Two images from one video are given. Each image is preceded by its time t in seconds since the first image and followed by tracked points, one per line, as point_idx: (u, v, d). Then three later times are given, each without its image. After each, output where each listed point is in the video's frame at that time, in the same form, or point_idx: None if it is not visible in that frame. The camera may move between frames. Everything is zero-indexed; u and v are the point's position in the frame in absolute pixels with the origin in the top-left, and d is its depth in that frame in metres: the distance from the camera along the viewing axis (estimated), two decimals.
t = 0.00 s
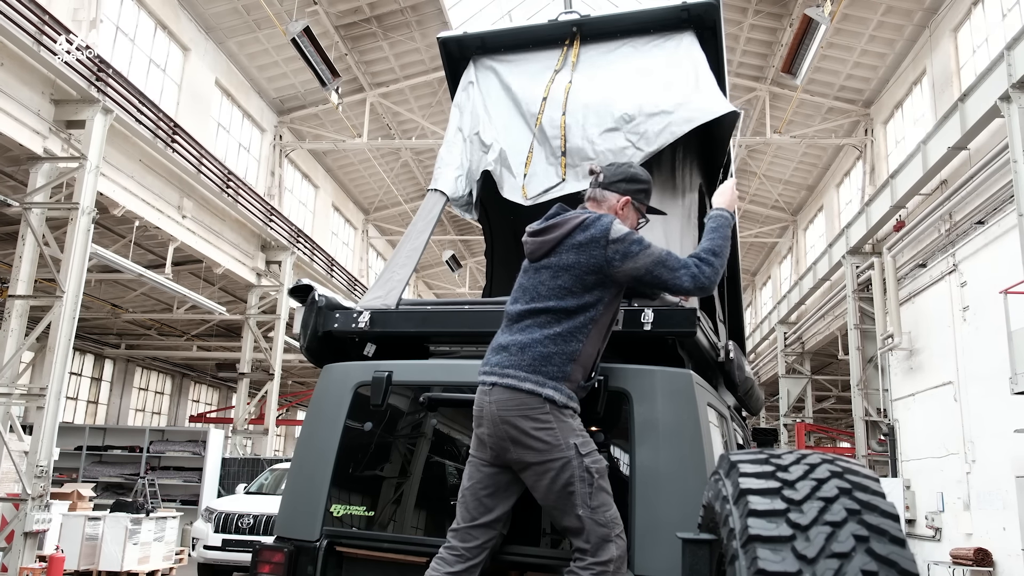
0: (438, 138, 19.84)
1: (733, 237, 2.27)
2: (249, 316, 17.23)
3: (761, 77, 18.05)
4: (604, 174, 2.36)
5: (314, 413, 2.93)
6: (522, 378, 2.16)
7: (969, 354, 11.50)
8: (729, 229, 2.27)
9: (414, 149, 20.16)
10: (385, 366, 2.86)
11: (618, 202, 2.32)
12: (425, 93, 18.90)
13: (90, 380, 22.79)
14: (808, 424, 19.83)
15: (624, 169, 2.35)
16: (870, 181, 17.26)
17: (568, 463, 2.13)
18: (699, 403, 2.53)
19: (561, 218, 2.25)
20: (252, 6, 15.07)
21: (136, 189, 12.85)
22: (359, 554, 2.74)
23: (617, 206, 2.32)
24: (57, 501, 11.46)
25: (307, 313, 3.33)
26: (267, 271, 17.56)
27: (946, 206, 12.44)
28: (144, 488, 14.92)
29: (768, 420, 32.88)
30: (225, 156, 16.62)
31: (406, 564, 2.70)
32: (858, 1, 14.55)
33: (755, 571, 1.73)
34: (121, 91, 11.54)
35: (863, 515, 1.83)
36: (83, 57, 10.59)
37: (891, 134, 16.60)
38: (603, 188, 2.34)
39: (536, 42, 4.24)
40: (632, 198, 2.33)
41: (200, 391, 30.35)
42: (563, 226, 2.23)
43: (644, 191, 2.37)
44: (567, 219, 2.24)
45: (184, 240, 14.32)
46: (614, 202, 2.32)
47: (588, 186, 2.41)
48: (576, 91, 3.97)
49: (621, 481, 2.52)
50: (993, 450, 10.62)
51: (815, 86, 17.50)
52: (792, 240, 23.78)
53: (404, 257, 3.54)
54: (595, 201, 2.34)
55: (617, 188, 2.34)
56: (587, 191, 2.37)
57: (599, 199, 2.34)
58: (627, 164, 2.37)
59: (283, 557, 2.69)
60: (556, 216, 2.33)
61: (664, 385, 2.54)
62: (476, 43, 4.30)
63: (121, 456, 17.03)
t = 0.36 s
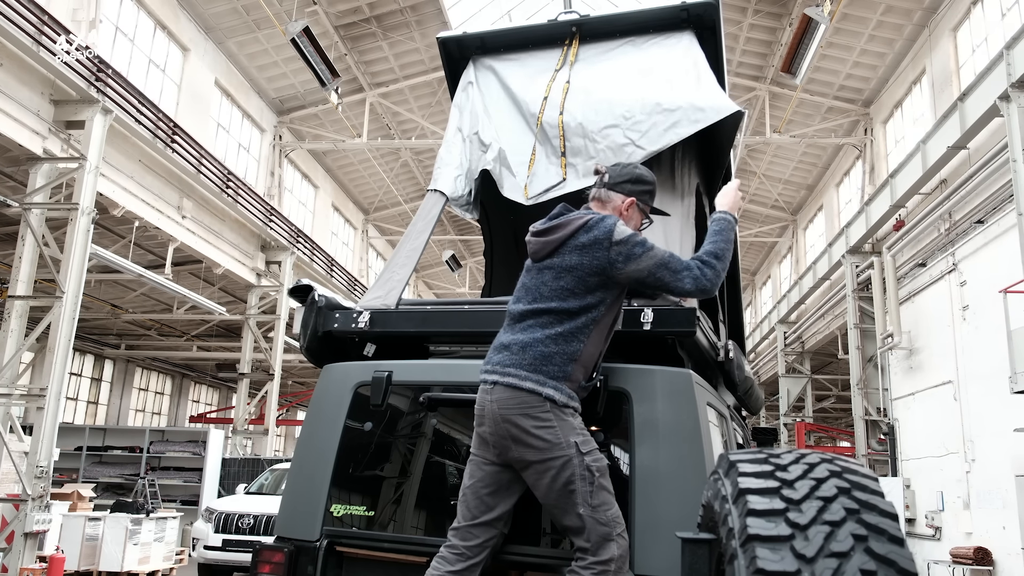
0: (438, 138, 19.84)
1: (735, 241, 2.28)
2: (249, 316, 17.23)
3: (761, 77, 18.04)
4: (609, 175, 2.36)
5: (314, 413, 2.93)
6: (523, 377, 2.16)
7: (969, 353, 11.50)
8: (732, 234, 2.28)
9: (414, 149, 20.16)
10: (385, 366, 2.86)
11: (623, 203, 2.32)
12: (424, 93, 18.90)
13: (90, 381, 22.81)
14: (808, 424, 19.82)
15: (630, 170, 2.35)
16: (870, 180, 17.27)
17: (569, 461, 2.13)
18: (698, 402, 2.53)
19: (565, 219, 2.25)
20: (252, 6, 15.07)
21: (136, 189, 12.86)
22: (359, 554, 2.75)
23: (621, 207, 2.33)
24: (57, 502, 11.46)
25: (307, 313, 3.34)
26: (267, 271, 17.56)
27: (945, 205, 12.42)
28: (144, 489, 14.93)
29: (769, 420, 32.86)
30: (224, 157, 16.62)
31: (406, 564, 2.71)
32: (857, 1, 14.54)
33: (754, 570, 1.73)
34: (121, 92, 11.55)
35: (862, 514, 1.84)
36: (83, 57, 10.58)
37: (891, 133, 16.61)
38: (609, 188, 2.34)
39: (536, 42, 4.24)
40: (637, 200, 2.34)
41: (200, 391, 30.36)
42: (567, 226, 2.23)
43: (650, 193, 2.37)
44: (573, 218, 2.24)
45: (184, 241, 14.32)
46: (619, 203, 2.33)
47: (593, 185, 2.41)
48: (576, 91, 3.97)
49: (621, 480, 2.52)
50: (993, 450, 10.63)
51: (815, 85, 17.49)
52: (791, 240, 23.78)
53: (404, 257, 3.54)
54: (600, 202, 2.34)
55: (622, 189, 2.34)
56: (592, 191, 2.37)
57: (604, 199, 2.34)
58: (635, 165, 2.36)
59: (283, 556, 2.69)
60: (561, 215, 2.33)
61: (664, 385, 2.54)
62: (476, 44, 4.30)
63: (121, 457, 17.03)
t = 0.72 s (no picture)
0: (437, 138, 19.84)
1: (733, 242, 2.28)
2: (248, 317, 17.23)
3: (760, 77, 18.04)
4: (605, 178, 2.36)
5: (312, 413, 2.93)
6: (520, 376, 2.16)
7: (968, 352, 11.51)
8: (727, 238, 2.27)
9: (413, 149, 20.16)
10: (384, 366, 2.86)
11: (620, 206, 2.33)
12: (424, 93, 18.91)
13: (90, 382, 22.82)
14: (808, 423, 19.82)
15: (627, 172, 2.35)
16: (870, 180, 17.26)
17: (566, 459, 2.13)
18: (697, 402, 2.54)
19: (564, 221, 2.25)
20: (251, 7, 15.06)
21: (135, 189, 12.86)
22: (359, 555, 2.75)
23: (618, 212, 2.33)
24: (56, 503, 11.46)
25: (306, 313, 3.34)
26: (267, 271, 17.56)
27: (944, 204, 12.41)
28: (143, 489, 14.93)
29: (768, 418, 32.86)
30: (224, 157, 16.63)
31: (406, 564, 2.71)
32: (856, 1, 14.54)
33: (752, 570, 1.73)
34: (119, 92, 11.55)
35: (860, 514, 1.84)
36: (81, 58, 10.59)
37: (890, 133, 16.61)
38: (606, 191, 2.35)
39: (534, 42, 4.24)
40: (634, 203, 2.34)
41: (200, 392, 30.35)
42: (566, 228, 2.23)
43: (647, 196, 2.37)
44: (571, 219, 2.24)
45: (183, 241, 14.32)
46: (615, 207, 2.33)
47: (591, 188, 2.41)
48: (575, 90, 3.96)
49: (619, 480, 2.52)
50: (993, 449, 10.63)
51: (814, 84, 17.48)
52: (791, 239, 23.79)
53: (403, 257, 3.54)
54: (597, 204, 2.35)
55: (619, 192, 2.34)
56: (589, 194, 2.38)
57: (601, 203, 2.34)
58: (632, 168, 2.36)
59: (282, 557, 2.70)
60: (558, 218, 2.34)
61: (662, 385, 2.54)
62: (474, 44, 4.30)
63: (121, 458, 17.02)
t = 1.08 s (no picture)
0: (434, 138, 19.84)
1: (724, 235, 2.26)
2: (245, 317, 17.21)
3: (757, 77, 18.07)
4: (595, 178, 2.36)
5: (309, 412, 2.93)
6: (516, 375, 2.17)
7: (964, 351, 11.54)
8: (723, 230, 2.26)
9: (410, 149, 20.16)
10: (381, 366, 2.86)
11: (613, 203, 2.33)
12: (421, 93, 18.92)
13: (86, 382, 22.79)
14: (804, 422, 19.85)
15: (617, 170, 2.35)
16: (866, 180, 17.30)
17: (561, 458, 2.13)
18: (694, 403, 2.54)
19: (559, 219, 2.26)
20: (248, 6, 15.05)
21: (131, 189, 12.83)
22: (355, 555, 2.74)
23: (611, 208, 2.33)
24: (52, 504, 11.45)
25: (303, 313, 3.35)
26: (264, 271, 17.54)
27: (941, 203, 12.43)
28: (139, 490, 14.91)
29: (765, 418, 32.89)
30: (221, 157, 16.61)
31: (403, 564, 2.70)
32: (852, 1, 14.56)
33: (748, 569, 1.73)
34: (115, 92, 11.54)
35: (855, 513, 1.84)
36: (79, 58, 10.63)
37: (886, 133, 16.64)
38: (597, 191, 2.35)
39: (531, 43, 4.24)
40: (627, 199, 2.34)
41: (197, 392, 30.31)
42: (560, 226, 2.24)
43: (639, 191, 2.37)
44: (564, 217, 2.26)
45: (180, 241, 14.30)
46: (608, 205, 2.33)
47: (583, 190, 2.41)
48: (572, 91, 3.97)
49: (616, 479, 2.53)
50: (989, 448, 10.65)
51: (810, 84, 17.50)
52: (788, 239, 23.83)
53: (401, 258, 3.54)
54: (590, 204, 2.35)
55: (610, 190, 2.34)
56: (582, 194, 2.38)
57: (593, 202, 2.34)
58: (622, 166, 2.36)
59: (279, 557, 2.69)
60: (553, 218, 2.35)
61: (660, 385, 2.55)
62: (472, 44, 4.30)
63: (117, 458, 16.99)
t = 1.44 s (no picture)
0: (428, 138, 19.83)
1: (712, 229, 2.24)
2: (239, 318, 17.17)
3: (750, 76, 18.09)
4: (545, 174, 2.27)
5: (304, 414, 2.92)
6: (514, 380, 2.16)
7: (957, 350, 11.59)
8: (709, 221, 2.23)
9: (404, 149, 20.13)
10: (375, 366, 2.86)
11: (577, 189, 2.29)
12: (414, 93, 18.90)
13: (80, 383, 22.72)
14: (799, 421, 19.89)
15: (561, 155, 2.24)
16: (859, 179, 17.36)
17: (562, 462, 2.13)
18: (689, 402, 2.54)
19: (537, 216, 2.25)
20: (241, 7, 15.01)
21: (124, 190, 12.78)
22: (350, 556, 2.72)
23: (577, 189, 2.29)
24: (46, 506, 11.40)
25: (296, 313, 3.34)
26: (258, 272, 17.50)
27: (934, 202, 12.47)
28: (134, 491, 14.88)
29: (760, 417, 32.95)
30: (214, 158, 16.56)
31: (397, 564, 2.69)
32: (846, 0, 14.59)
33: (742, 568, 1.73)
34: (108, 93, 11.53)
35: (848, 511, 1.85)
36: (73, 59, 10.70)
37: (880, 132, 16.69)
38: (556, 189, 2.28)
39: (524, 42, 4.23)
40: (585, 176, 2.28)
41: (191, 393, 30.22)
42: (540, 224, 2.23)
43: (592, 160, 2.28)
44: (539, 218, 2.24)
45: (174, 241, 14.26)
46: (573, 191, 2.29)
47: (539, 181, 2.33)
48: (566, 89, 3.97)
49: (611, 479, 2.53)
50: (983, 446, 10.70)
51: (804, 84, 17.53)
52: (782, 238, 23.87)
53: (394, 257, 3.53)
54: (555, 200, 2.30)
55: (568, 178, 2.27)
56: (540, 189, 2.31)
57: (559, 195, 2.29)
58: (560, 148, 2.24)
59: (273, 558, 2.67)
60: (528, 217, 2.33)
61: (654, 386, 2.55)
62: (465, 43, 4.28)
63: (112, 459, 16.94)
